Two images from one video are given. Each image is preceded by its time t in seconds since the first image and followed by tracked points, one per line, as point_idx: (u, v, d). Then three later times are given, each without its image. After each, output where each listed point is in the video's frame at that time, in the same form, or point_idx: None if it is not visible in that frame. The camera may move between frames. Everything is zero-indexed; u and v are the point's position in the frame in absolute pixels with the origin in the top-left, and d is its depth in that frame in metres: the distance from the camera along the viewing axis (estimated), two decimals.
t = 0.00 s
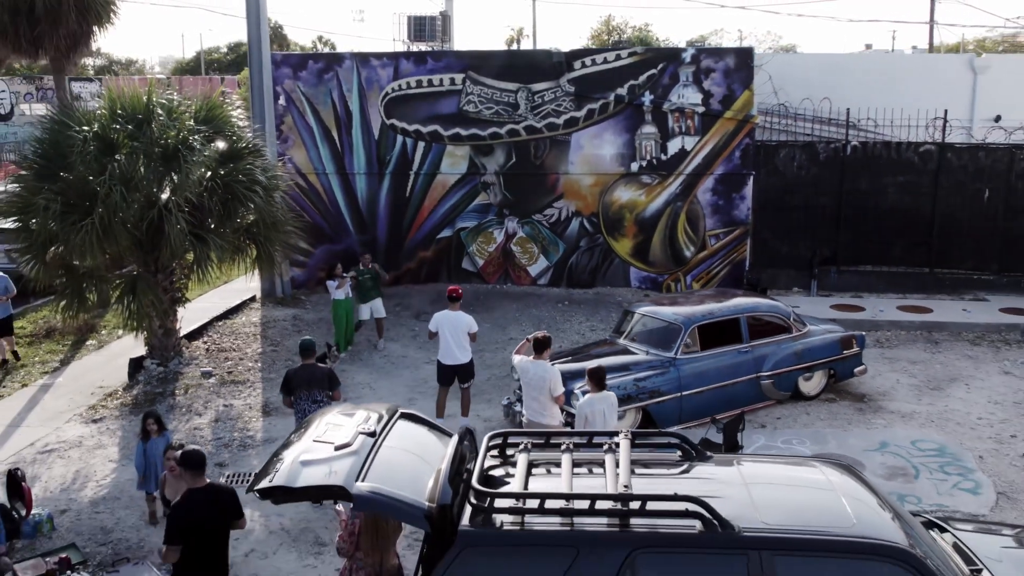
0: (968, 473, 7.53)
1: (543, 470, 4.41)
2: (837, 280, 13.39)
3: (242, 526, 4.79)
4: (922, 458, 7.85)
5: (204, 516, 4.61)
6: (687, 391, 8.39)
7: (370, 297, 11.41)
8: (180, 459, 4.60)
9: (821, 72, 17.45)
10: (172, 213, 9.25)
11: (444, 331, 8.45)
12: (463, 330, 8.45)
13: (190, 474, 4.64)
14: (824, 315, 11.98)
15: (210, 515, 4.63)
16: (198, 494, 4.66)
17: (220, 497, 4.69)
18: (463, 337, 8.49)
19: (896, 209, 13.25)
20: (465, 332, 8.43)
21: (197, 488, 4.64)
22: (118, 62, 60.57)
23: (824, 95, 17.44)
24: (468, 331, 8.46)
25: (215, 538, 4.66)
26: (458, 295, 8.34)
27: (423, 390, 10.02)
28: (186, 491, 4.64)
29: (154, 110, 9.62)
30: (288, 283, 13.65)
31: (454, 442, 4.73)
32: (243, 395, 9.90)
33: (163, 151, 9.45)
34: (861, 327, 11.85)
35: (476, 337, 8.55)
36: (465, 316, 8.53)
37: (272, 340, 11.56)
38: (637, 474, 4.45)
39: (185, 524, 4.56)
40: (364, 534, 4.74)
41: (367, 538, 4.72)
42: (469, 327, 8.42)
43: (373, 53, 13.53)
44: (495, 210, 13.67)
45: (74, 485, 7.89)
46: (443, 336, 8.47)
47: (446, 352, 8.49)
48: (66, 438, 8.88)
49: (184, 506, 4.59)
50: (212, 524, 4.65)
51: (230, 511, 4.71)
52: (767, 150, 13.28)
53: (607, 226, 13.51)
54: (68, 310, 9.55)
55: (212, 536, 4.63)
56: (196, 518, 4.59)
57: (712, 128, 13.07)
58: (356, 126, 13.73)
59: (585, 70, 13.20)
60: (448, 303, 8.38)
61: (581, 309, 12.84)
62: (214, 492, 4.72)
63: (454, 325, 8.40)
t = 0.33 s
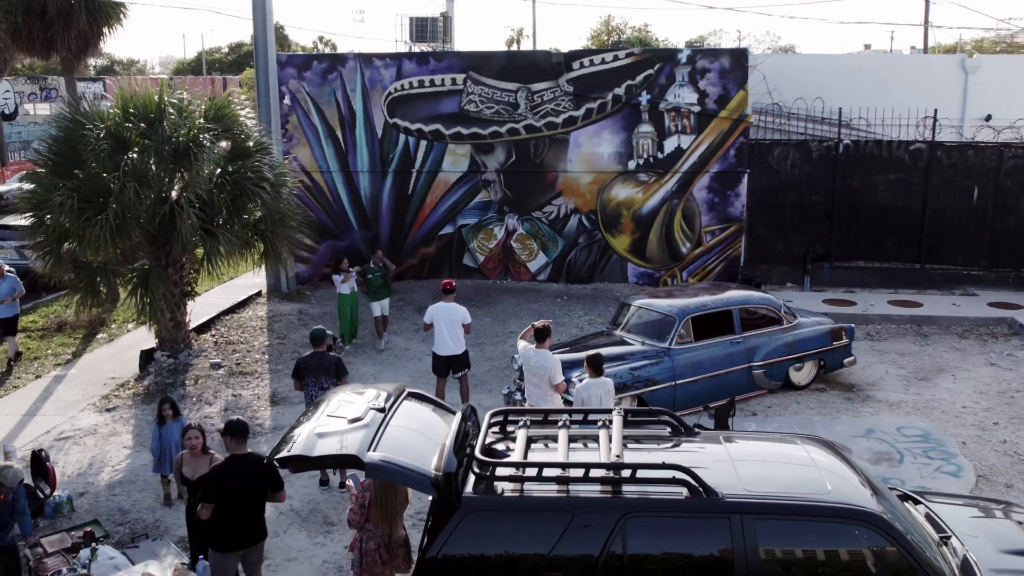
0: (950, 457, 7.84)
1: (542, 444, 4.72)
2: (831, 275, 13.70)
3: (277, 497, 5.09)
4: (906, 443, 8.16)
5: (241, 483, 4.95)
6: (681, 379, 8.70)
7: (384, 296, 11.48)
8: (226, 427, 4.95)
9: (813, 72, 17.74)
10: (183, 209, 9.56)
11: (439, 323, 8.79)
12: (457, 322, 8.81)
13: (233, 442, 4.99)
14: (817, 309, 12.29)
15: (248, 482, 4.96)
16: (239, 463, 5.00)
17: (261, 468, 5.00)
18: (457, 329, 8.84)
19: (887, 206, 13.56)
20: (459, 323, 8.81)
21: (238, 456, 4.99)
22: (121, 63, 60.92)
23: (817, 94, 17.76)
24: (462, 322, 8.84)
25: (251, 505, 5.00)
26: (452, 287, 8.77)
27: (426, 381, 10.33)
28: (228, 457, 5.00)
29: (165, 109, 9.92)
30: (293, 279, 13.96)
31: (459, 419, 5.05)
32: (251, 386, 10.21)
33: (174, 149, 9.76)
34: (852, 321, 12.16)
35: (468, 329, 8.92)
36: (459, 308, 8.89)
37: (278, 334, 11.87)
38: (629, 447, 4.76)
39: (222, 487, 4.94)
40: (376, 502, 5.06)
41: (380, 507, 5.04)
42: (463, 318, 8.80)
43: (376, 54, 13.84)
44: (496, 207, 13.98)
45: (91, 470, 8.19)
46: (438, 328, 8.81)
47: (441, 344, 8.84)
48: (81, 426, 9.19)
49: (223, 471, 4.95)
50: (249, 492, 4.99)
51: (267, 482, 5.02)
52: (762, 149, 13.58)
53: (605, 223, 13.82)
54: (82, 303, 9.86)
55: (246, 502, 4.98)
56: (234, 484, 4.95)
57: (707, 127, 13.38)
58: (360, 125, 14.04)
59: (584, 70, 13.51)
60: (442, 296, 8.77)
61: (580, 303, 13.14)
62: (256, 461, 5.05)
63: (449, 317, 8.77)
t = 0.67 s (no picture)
0: (896, 410, 8.98)
1: (539, 374, 5.85)
2: (808, 261, 14.88)
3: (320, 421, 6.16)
4: (860, 399, 9.30)
5: (288, 411, 6.12)
6: (663, 345, 9.84)
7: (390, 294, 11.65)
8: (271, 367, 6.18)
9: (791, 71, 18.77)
10: (220, 195, 10.69)
11: (441, 296, 9.93)
12: (457, 296, 9.95)
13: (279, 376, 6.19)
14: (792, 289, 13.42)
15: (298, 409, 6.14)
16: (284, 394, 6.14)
17: (300, 397, 6.15)
18: (457, 301, 9.97)
19: (859, 197, 14.70)
20: (459, 296, 9.95)
21: (281, 388, 6.14)
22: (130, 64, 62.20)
23: (794, 94, 18.84)
24: (461, 296, 9.98)
25: (295, 427, 6.14)
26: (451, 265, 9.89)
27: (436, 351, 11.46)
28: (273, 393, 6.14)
29: (203, 106, 11.05)
30: (310, 265, 15.10)
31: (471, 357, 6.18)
32: (279, 355, 11.33)
33: (211, 142, 10.89)
34: (824, 300, 13.29)
35: (466, 302, 10.05)
36: (456, 283, 10.04)
37: (300, 312, 13.00)
38: (609, 377, 5.90)
39: (270, 414, 6.10)
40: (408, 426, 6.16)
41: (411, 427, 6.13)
42: (462, 292, 9.92)
43: (387, 56, 14.96)
44: (497, 198, 15.12)
45: (143, 423, 9.31)
46: (439, 301, 9.94)
47: (441, 315, 9.96)
48: (129, 388, 10.32)
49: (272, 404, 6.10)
50: (295, 418, 6.15)
51: (307, 408, 6.15)
52: (743, 144, 14.71)
53: (599, 212, 14.96)
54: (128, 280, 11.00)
55: (295, 424, 6.14)
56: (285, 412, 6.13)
57: (693, 124, 14.51)
58: (372, 122, 15.18)
59: (579, 72, 14.64)
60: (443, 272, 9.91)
61: (575, 286, 14.27)
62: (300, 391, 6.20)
63: (448, 290, 9.90)
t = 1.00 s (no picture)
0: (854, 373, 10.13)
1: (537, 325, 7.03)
2: (788, 248, 16.07)
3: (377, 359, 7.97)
4: (823, 363, 10.45)
5: (359, 348, 7.78)
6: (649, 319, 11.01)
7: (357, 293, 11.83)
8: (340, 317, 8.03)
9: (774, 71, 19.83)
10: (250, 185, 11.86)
11: (451, 274, 11.07)
12: (465, 274, 11.11)
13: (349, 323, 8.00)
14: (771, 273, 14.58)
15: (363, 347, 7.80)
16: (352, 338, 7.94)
17: (365, 339, 8.04)
18: (465, 279, 11.13)
19: (835, 190, 15.88)
20: (467, 274, 11.10)
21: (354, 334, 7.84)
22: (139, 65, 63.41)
23: (775, 93, 19.92)
24: (469, 274, 11.13)
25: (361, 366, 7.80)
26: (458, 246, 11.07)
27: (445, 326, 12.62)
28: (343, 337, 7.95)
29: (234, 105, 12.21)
30: (325, 253, 16.26)
31: (480, 313, 7.35)
32: (302, 330, 12.49)
33: (243, 137, 12.06)
34: (801, 283, 14.44)
35: (473, 280, 11.20)
36: (465, 262, 11.19)
37: (318, 293, 14.16)
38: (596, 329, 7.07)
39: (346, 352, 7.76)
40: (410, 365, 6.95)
41: (412, 367, 6.88)
42: (470, 270, 11.08)
43: (398, 59, 16.10)
44: (499, 191, 16.27)
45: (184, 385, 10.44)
46: (449, 278, 11.09)
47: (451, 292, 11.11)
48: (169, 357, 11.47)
49: (344, 343, 7.83)
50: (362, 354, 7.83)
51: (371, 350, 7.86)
52: (727, 140, 15.88)
53: (594, 204, 16.11)
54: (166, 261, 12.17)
55: (363, 359, 7.75)
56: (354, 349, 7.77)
57: (681, 121, 15.67)
58: (383, 121, 16.34)
59: (575, 73, 15.80)
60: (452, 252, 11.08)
61: (572, 271, 15.42)
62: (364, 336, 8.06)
63: (457, 269, 11.05)
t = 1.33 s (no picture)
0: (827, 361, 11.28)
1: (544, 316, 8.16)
2: (775, 249, 17.21)
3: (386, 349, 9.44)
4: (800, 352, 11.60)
5: (369, 339, 9.27)
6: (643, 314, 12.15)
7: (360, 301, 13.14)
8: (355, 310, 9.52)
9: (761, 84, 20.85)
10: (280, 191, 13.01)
11: (456, 275, 12.21)
12: (469, 274, 12.24)
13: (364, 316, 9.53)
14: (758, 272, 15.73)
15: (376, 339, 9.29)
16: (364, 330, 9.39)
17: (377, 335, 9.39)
18: (469, 279, 12.28)
19: (818, 195, 17.02)
20: (470, 275, 12.24)
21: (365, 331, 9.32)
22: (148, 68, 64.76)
23: (762, 104, 20.98)
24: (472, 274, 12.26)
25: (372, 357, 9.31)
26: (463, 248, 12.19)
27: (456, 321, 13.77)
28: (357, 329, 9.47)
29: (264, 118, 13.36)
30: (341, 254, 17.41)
31: (494, 307, 8.49)
32: (326, 324, 13.64)
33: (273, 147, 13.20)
34: (785, 281, 15.59)
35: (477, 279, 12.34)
36: (468, 263, 12.34)
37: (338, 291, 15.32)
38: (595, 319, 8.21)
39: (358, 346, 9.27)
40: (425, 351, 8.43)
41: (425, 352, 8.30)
42: (473, 271, 12.22)
43: (410, 72, 17.20)
44: (505, 196, 17.42)
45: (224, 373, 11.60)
46: (454, 278, 12.23)
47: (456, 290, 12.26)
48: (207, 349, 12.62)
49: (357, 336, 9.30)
50: (372, 345, 9.31)
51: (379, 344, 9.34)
52: (718, 148, 17.02)
53: (594, 207, 17.24)
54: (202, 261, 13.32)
55: (370, 353, 9.28)
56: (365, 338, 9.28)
57: (675, 131, 16.81)
58: (396, 130, 17.47)
59: (577, 86, 16.94)
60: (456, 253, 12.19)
61: (573, 270, 16.57)
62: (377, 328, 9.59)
63: (462, 270, 12.19)
